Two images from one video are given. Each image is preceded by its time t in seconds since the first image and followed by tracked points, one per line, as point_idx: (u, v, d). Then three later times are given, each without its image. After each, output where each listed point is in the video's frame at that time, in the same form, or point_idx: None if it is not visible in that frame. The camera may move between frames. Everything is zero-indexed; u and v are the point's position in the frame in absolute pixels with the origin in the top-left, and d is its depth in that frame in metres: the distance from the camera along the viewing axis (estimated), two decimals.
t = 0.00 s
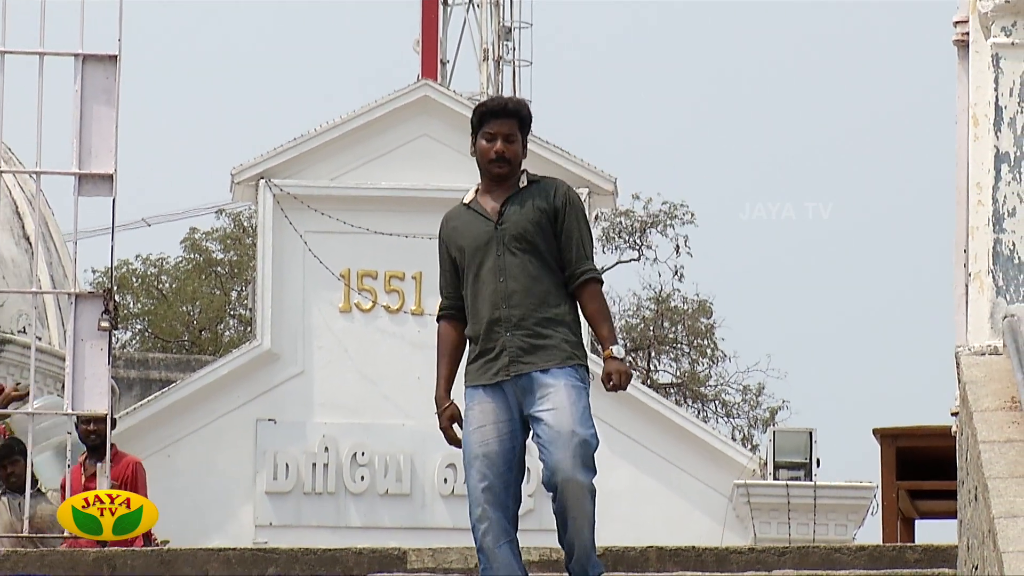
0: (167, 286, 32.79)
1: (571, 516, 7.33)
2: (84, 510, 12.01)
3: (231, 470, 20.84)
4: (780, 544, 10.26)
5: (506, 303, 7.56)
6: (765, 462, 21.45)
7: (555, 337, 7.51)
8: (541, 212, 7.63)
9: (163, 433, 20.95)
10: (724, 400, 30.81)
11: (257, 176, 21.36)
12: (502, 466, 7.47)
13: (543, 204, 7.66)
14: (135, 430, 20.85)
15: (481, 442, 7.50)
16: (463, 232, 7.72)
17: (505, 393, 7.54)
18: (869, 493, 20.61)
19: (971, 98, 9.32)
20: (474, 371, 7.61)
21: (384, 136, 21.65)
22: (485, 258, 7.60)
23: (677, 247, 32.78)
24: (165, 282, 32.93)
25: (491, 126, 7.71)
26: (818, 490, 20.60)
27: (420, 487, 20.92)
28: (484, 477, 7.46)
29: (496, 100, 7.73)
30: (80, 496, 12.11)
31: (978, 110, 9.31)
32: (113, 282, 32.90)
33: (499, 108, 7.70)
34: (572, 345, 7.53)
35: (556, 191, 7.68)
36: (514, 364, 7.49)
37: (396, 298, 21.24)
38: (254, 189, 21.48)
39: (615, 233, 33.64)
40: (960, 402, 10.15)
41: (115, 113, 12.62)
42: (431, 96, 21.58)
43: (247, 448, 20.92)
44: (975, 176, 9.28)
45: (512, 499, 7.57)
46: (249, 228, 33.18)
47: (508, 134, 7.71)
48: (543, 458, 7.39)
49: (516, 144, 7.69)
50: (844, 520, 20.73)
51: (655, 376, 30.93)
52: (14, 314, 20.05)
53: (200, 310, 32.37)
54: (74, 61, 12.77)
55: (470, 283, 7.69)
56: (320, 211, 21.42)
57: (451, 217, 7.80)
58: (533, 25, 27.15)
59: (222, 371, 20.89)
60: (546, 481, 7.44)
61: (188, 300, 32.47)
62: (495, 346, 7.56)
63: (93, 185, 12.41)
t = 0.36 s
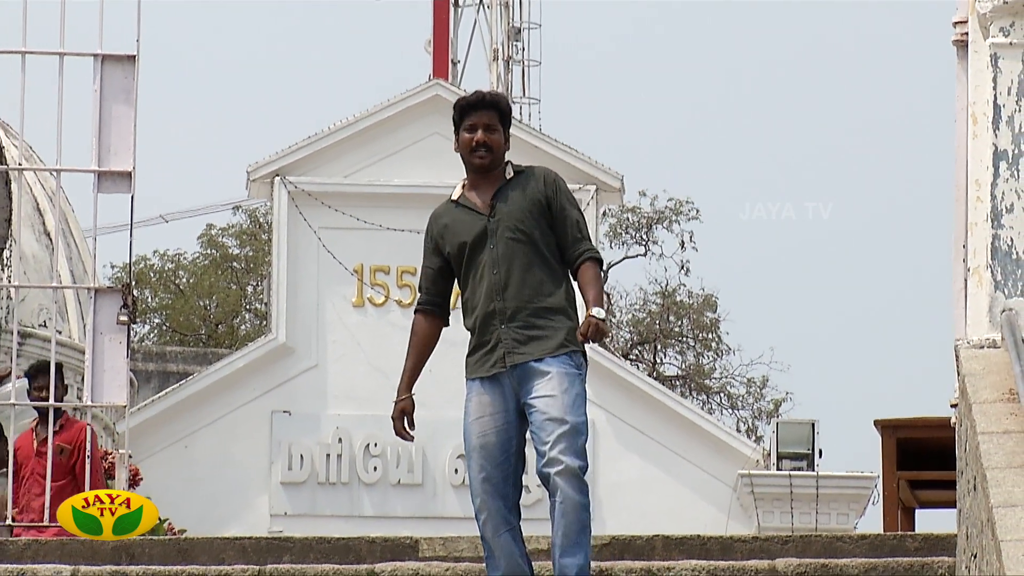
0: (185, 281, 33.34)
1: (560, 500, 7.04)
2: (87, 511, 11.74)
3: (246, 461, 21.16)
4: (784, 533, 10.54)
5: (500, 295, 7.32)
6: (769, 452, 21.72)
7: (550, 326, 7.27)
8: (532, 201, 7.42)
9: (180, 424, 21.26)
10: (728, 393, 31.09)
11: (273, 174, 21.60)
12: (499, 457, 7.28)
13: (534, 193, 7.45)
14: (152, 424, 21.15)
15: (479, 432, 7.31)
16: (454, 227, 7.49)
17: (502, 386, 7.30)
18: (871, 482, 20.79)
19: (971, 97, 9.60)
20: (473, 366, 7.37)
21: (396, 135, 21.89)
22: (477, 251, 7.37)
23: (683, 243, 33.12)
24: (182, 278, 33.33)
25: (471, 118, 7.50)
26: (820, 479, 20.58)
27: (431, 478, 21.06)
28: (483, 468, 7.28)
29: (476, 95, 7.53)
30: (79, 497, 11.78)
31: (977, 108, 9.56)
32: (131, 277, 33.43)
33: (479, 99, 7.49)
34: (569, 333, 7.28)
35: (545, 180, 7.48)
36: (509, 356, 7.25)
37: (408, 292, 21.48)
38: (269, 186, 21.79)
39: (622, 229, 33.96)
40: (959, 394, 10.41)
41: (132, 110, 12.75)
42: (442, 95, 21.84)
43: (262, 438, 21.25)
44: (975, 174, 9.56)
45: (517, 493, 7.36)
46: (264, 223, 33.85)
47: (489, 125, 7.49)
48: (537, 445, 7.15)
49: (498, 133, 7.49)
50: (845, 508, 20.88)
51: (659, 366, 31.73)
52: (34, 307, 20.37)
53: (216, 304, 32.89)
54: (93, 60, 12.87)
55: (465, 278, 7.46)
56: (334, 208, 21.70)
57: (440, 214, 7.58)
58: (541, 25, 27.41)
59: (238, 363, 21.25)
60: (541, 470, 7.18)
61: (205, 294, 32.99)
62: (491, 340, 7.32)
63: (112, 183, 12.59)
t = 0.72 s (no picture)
0: (198, 279, 34.50)
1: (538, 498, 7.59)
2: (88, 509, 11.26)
3: (259, 453, 21.43)
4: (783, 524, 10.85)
5: (503, 297, 7.91)
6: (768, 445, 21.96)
7: (549, 331, 7.87)
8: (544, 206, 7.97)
9: (194, 418, 21.59)
10: (728, 387, 32.30)
11: (284, 174, 21.94)
12: (495, 454, 7.86)
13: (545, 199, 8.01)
14: (170, 416, 21.53)
15: (478, 430, 7.90)
16: (467, 224, 8.06)
17: (499, 384, 7.89)
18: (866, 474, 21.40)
19: (964, 98, 9.82)
20: (473, 361, 7.97)
21: (404, 136, 22.18)
22: (486, 251, 7.95)
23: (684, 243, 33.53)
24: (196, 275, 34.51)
25: (486, 116, 8.04)
26: (818, 473, 21.47)
27: (439, 470, 21.41)
28: (480, 465, 7.87)
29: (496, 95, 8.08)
30: (81, 496, 11.38)
31: (970, 110, 9.82)
32: (146, 275, 34.48)
33: (496, 101, 8.03)
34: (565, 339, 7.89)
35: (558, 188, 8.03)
36: (507, 357, 7.85)
37: (416, 289, 21.79)
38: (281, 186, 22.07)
39: (624, 229, 34.34)
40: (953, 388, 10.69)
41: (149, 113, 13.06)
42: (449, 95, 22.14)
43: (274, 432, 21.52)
44: (968, 175, 9.79)
45: (513, 491, 7.94)
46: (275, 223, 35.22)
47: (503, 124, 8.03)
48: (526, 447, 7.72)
49: (513, 134, 8.02)
50: (843, 500, 21.60)
51: (661, 361, 32.66)
52: (51, 304, 20.76)
53: (229, 301, 33.93)
54: (109, 63, 13.15)
55: (474, 273, 8.04)
56: (344, 207, 21.96)
57: (456, 208, 8.15)
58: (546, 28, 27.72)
59: (251, 359, 21.53)
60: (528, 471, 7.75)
61: (218, 292, 34.07)
62: (491, 338, 7.92)
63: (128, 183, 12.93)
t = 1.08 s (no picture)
0: (216, 278, 35.72)
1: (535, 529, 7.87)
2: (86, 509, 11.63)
3: (274, 448, 21.71)
4: (784, 517, 11.29)
5: (517, 313, 8.06)
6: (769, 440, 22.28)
7: (558, 355, 8.04)
8: (566, 232, 8.15)
9: (209, 414, 21.88)
10: (731, 382, 33.04)
11: (299, 176, 22.27)
12: (491, 464, 8.04)
13: (568, 226, 8.18)
14: (186, 412, 21.78)
15: (476, 440, 8.07)
16: (489, 240, 8.23)
17: (502, 399, 8.05)
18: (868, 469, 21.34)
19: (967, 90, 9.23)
20: (480, 372, 8.12)
21: (416, 139, 22.48)
22: (504, 268, 8.11)
23: (690, 243, 33.94)
24: (214, 276, 35.82)
25: (517, 139, 8.22)
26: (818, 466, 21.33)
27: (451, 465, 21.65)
28: (476, 473, 8.05)
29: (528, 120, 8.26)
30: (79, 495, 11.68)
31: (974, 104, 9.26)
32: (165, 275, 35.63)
33: (528, 125, 8.22)
34: (573, 366, 8.07)
35: (582, 217, 8.19)
36: (515, 372, 8.01)
37: (427, 288, 22.05)
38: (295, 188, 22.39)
39: (631, 229, 34.71)
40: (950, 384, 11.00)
41: (167, 116, 13.37)
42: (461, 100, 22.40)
43: (288, 428, 21.84)
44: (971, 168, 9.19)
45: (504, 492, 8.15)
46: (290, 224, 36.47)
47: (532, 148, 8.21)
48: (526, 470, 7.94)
49: (540, 157, 8.20)
50: (843, 494, 21.52)
51: (666, 359, 33.35)
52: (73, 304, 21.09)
53: (246, 300, 35.16)
54: (128, 68, 13.47)
55: (489, 287, 8.20)
56: (357, 208, 22.33)
57: (480, 224, 8.31)
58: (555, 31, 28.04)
59: (268, 356, 21.87)
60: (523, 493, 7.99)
61: (234, 291, 35.31)
62: (500, 352, 8.07)
63: (146, 184, 13.23)
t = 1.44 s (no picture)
0: (234, 272, 36.65)
1: (545, 513, 8.22)
2: (88, 511, 11.34)
3: (292, 439, 22.12)
4: (788, 505, 11.65)
5: (534, 299, 8.30)
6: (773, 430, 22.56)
7: (570, 345, 8.34)
8: (588, 223, 8.41)
9: (228, 404, 22.26)
10: (736, 374, 33.71)
11: (315, 173, 22.63)
12: (496, 433, 8.24)
13: (589, 217, 8.42)
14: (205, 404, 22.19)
15: (484, 407, 8.25)
16: (512, 219, 8.41)
17: (513, 379, 8.30)
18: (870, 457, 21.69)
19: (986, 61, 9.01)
20: (489, 350, 8.34)
21: (429, 138, 22.81)
22: (525, 251, 8.31)
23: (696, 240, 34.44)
24: (233, 268, 36.82)
25: (555, 122, 8.44)
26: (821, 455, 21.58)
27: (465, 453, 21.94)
28: (482, 439, 8.22)
29: (565, 106, 8.48)
30: (80, 497, 11.39)
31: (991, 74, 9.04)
32: (185, 269, 36.57)
33: (567, 110, 8.45)
34: (581, 355, 8.39)
35: (603, 211, 8.45)
36: (528, 358, 8.28)
37: (440, 282, 22.37)
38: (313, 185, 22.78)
39: (636, 225, 35.22)
40: (949, 373, 11.29)
41: (187, 114, 13.74)
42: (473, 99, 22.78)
43: (305, 418, 22.23)
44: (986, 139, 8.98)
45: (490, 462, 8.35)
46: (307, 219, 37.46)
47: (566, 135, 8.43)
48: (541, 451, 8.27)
49: (571, 146, 8.42)
50: (844, 481, 21.84)
51: (672, 352, 34.07)
52: (96, 298, 21.49)
53: (264, 293, 36.10)
54: (149, 69, 13.83)
55: (505, 266, 8.38)
56: (372, 205, 22.66)
57: (504, 199, 8.49)
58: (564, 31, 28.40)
59: (285, 348, 22.19)
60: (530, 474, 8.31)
61: (253, 284, 36.26)
62: (514, 335, 8.31)
63: (167, 181, 13.60)
